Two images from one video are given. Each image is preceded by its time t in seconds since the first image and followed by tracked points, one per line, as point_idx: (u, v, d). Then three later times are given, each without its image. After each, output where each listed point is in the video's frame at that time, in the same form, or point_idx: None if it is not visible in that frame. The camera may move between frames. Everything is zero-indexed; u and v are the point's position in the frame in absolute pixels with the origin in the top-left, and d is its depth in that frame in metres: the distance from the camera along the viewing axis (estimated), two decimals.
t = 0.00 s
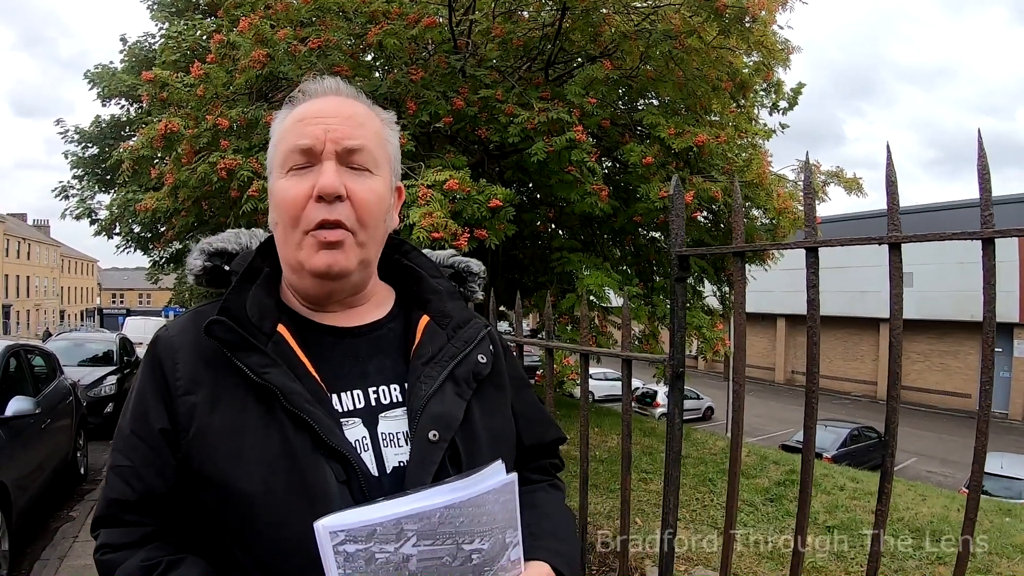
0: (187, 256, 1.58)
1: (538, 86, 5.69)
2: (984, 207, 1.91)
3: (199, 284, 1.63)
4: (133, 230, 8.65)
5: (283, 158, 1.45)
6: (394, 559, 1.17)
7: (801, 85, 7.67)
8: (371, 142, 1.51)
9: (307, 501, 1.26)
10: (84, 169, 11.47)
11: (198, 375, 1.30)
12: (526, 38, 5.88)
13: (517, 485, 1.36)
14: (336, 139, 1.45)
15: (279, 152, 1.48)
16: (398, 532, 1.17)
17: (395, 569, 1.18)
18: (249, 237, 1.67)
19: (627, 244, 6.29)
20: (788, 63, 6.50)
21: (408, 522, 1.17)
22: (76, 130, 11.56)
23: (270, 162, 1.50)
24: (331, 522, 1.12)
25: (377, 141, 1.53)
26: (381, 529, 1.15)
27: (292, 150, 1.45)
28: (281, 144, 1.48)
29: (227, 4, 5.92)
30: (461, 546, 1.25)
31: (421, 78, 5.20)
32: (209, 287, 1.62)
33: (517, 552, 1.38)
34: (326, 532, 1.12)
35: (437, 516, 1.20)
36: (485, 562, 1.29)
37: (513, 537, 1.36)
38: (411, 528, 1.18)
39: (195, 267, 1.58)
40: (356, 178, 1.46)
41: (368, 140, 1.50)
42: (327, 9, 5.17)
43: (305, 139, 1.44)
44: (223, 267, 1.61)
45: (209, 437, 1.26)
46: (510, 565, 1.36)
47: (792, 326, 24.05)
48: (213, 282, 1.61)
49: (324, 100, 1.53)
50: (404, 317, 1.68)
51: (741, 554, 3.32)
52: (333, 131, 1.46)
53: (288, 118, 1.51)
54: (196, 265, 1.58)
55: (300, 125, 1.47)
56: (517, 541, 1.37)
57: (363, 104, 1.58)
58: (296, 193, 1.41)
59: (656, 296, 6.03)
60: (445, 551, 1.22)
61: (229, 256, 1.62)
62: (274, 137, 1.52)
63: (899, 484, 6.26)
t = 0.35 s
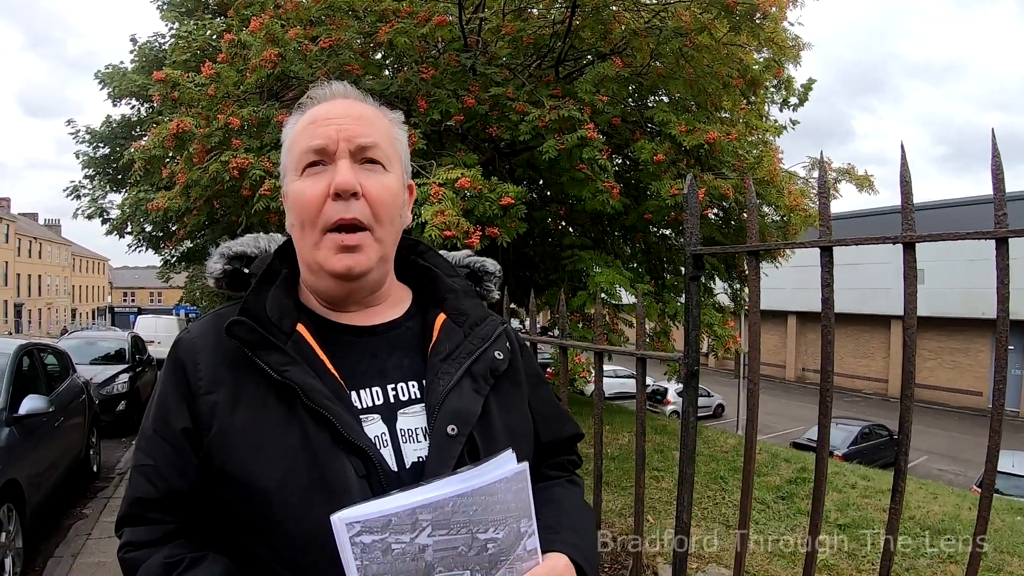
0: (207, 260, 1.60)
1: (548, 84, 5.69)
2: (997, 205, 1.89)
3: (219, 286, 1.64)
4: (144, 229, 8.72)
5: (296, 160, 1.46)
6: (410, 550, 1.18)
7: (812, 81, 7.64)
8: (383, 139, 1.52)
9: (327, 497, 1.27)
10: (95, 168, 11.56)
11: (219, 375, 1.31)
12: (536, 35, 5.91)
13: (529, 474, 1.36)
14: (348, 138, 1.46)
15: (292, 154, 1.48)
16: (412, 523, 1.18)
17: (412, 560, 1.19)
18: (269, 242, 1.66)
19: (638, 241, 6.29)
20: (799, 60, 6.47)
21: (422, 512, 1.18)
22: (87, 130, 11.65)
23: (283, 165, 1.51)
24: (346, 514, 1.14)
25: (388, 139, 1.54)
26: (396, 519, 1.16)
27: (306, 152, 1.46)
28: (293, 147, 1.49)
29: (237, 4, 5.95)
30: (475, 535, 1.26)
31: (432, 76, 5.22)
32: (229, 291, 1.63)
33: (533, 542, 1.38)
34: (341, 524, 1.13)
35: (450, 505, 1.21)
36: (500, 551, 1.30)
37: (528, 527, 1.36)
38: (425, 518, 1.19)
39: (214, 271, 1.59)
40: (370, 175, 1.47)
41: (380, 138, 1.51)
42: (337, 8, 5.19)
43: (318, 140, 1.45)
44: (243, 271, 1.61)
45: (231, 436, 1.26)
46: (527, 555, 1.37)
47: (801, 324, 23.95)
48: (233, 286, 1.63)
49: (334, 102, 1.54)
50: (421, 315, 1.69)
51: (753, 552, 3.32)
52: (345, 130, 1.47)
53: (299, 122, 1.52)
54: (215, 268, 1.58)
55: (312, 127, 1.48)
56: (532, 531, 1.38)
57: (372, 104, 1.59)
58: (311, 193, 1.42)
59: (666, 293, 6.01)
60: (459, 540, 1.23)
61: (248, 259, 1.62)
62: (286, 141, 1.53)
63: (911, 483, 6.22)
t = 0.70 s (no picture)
0: (216, 260, 1.57)
1: (556, 82, 5.70)
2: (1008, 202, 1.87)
3: (227, 287, 1.61)
4: (152, 228, 8.76)
5: (313, 158, 1.46)
6: (425, 546, 1.19)
7: (820, 78, 7.61)
8: (398, 141, 1.53)
9: (343, 495, 1.28)
10: (104, 168, 11.61)
11: (231, 374, 1.31)
12: (543, 34, 5.91)
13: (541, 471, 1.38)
14: (365, 138, 1.47)
15: (307, 153, 1.48)
16: (428, 520, 1.19)
17: (427, 557, 1.20)
18: (277, 241, 1.66)
19: (646, 239, 6.29)
20: (807, 57, 6.45)
21: (438, 509, 1.19)
22: (95, 130, 11.70)
23: (297, 164, 1.50)
24: (364, 513, 1.14)
25: (402, 140, 1.55)
26: (412, 517, 1.17)
27: (323, 151, 1.45)
28: (309, 146, 1.48)
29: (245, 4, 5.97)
30: (488, 530, 1.27)
31: (440, 75, 5.23)
32: (238, 291, 1.61)
33: (544, 536, 1.40)
34: (359, 523, 1.13)
35: (465, 501, 1.22)
36: (512, 545, 1.31)
37: (540, 522, 1.37)
38: (441, 515, 1.20)
39: (224, 271, 1.56)
40: (387, 175, 1.47)
41: (396, 139, 1.52)
42: (345, 7, 5.20)
43: (335, 140, 1.45)
44: (253, 270, 1.60)
45: (244, 436, 1.27)
46: (538, 549, 1.39)
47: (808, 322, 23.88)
48: (243, 285, 1.60)
49: (349, 102, 1.54)
50: (430, 314, 1.69)
51: (763, 550, 3.32)
52: (362, 131, 1.47)
53: (313, 121, 1.52)
54: (225, 268, 1.56)
55: (328, 126, 1.48)
56: (543, 526, 1.39)
57: (385, 106, 1.60)
58: (329, 192, 1.42)
59: (674, 291, 6.00)
60: (473, 536, 1.24)
61: (257, 259, 1.60)
62: (299, 141, 1.53)
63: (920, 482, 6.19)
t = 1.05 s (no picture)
0: (219, 261, 1.54)
1: (561, 82, 5.70)
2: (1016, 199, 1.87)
3: (230, 287, 1.58)
4: (157, 229, 8.78)
5: (327, 157, 1.45)
6: (447, 545, 1.19)
7: (825, 77, 7.59)
8: (410, 141, 1.53)
9: (355, 494, 1.28)
10: (109, 169, 11.66)
11: (239, 375, 1.32)
12: (548, 34, 5.91)
13: (549, 466, 1.39)
14: (380, 137, 1.47)
15: (320, 151, 1.47)
16: (449, 518, 1.18)
17: (449, 555, 1.19)
18: (277, 243, 1.66)
19: (651, 239, 6.29)
20: (812, 56, 6.44)
21: (458, 507, 1.19)
22: (100, 131, 11.74)
23: (308, 162, 1.49)
24: (387, 518, 1.11)
25: (414, 141, 1.56)
26: (434, 516, 1.16)
27: (337, 149, 1.45)
28: (322, 144, 1.48)
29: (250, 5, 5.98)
30: (504, 525, 1.28)
31: (445, 75, 5.23)
32: (241, 291, 1.57)
33: (555, 529, 1.41)
34: (383, 527, 1.11)
35: (482, 497, 1.23)
36: (526, 538, 1.32)
37: (551, 515, 1.39)
38: (461, 513, 1.20)
39: (228, 270, 1.54)
40: (401, 174, 1.48)
41: (408, 139, 1.52)
42: (349, 8, 5.21)
43: (351, 138, 1.45)
44: (257, 270, 1.56)
45: (255, 436, 1.27)
46: (550, 542, 1.40)
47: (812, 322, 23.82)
48: (247, 286, 1.56)
49: (361, 102, 1.54)
50: (435, 314, 1.69)
51: (768, 550, 3.31)
52: (377, 130, 1.48)
53: (325, 120, 1.52)
54: (229, 268, 1.53)
55: (342, 125, 1.47)
56: (554, 518, 1.40)
57: (395, 106, 1.60)
58: (345, 190, 1.42)
59: (679, 291, 5.99)
60: (490, 531, 1.25)
61: (261, 258, 1.59)
62: (310, 139, 1.52)
63: (926, 482, 6.16)
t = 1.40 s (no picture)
0: (221, 257, 1.54)
1: (561, 83, 5.71)
2: (1016, 199, 1.86)
3: (232, 285, 1.56)
4: (158, 229, 8.78)
5: (334, 157, 1.45)
6: (445, 544, 1.20)
7: (825, 78, 7.60)
8: (418, 143, 1.53)
9: (357, 494, 1.28)
10: (110, 170, 11.67)
11: (242, 373, 1.32)
12: (548, 35, 5.92)
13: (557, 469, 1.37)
14: (387, 139, 1.46)
15: (326, 151, 1.46)
16: (448, 516, 1.19)
17: (447, 554, 1.20)
18: (279, 241, 1.65)
19: (651, 240, 6.29)
20: (812, 57, 6.44)
21: (457, 505, 1.20)
22: (101, 132, 11.76)
23: (313, 162, 1.49)
24: (385, 510, 1.14)
25: (421, 142, 1.55)
26: (432, 513, 1.18)
27: (345, 149, 1.44)
28: (328, 143, 1.46)
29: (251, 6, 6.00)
30: (504, 526, 1.28)
31: (445, 76, 5.24)
32: (243, 289, 1.55)
33: (558, 533, 1.37)
34: (380, 520, 1.14)
35: (483, 497, 1.23)
36: (525, 540, 1.31)
37: (553, 518, 1.36)
38: (461, 511, 1.21)
39: (230, 267, 1.52)
40: (408, 177, 1.48)
41: (416, 140, 1.52)
42: (349, 9, 5.22)
43: (358, 139, 1.44)
44: (259, 267, 1.56)
45: (257, 435, 1.27)
46: (551, 546, 1.36)
47: (813, 323, 23.82)
48: (248, 283, 1.55)
49: (369, 100, 1.53)
50: (437, 314, 1.69)
51: (768, 551, 3.31)
52: (384, 131, 1.47)
53: (332, 118, 1.50)
54: (231, 265, 1.53)
55: (349, 125, 1.46)
56: (558, 521, 1.37)
57: (403, 105, 1.59)
58: (351, 192, 1.41)
59: (680, 292, 5.99)
60: (490, 532, 1.25)
61: (263, 256, 1.58)
62: (316, 137, 1.50)
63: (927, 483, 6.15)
